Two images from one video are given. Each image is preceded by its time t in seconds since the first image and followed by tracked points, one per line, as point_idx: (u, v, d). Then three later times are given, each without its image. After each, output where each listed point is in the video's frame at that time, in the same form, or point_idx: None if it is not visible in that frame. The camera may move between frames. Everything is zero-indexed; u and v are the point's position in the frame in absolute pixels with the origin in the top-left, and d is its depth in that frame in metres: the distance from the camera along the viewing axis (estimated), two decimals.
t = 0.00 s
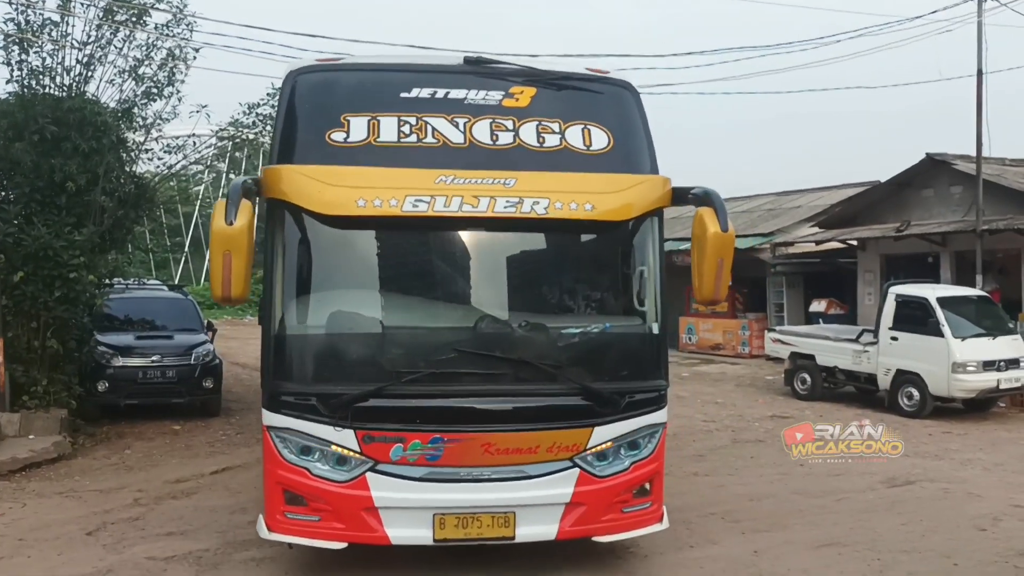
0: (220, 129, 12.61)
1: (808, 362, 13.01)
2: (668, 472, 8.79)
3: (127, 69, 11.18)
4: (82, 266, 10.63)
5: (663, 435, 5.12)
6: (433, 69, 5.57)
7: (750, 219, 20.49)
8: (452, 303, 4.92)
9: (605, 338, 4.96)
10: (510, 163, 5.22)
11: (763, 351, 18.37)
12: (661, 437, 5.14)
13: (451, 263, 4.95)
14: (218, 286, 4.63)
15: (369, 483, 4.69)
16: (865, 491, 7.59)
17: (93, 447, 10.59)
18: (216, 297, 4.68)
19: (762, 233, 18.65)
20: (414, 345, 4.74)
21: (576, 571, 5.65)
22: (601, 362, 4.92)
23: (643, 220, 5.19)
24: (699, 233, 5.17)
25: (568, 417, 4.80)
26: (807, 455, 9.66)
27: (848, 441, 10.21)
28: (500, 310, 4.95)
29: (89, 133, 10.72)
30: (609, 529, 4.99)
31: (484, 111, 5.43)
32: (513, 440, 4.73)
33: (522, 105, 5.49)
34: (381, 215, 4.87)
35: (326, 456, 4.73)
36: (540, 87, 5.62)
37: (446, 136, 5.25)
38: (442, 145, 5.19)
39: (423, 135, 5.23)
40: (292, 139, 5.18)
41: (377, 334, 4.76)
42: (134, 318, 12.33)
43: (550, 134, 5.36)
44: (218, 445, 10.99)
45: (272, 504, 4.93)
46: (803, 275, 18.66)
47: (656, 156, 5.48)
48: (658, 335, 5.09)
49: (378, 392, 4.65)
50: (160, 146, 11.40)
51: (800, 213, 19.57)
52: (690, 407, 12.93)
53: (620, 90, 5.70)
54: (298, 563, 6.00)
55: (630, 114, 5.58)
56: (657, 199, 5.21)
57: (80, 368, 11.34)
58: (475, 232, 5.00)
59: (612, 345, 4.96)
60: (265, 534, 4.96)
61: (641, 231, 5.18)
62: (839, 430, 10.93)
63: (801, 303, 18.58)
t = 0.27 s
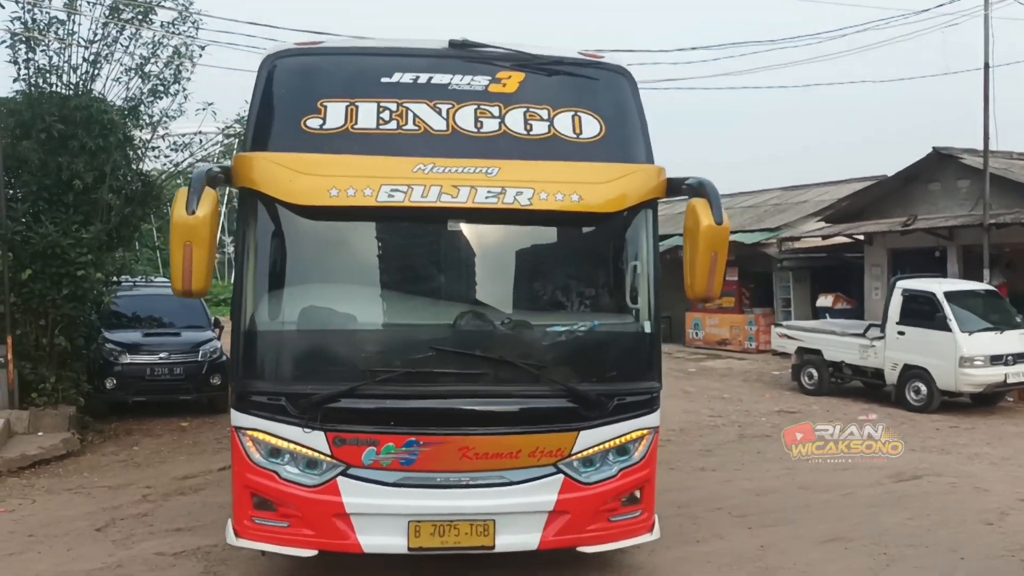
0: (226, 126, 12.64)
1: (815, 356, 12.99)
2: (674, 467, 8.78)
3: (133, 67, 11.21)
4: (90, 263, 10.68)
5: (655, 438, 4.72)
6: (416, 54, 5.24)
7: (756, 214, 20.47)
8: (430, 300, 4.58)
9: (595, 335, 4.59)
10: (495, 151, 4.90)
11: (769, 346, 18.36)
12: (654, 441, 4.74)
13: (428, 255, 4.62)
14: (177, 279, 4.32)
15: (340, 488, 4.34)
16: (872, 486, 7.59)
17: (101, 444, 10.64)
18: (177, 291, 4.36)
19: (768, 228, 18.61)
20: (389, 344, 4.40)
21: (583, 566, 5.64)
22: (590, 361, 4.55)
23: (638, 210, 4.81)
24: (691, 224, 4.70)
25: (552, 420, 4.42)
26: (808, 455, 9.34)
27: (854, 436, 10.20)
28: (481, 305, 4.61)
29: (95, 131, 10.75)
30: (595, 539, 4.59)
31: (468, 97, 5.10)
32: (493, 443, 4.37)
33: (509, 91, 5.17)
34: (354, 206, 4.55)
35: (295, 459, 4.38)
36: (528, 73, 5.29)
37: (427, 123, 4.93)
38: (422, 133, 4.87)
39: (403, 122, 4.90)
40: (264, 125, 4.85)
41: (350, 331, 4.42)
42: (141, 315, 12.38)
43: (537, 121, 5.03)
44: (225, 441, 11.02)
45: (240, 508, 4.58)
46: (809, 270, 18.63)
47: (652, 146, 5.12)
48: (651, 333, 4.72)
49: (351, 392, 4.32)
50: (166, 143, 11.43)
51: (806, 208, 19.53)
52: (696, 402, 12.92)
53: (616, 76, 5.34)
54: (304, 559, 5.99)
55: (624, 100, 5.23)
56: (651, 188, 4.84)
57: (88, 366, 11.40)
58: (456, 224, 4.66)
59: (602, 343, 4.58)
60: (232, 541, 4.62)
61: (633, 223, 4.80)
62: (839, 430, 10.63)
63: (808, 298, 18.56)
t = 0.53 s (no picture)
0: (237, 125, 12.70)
1: (827, 353, 12.98)
2: (684, 463, 8.79)
3: (145, 67, 11.28)
4: (104, 262, 10.76)
5: (648, 443, 4.38)
6: (398, 38, 4.94)
7: (767, 210, 20.45)
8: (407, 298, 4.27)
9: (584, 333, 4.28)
10: (478, 141, 4.61)
11: (780, 342, 18.33)
12: (645, 448, 4.39)
13: (400, 251, 4.31)
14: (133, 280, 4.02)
15: (309, 496, 4.04)
16: (883, 482, 7.59)
17: (116, 441, 10.73)
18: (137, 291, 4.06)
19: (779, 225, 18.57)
20: (363, 345, 4.11)
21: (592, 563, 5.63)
22: (577, 363, 4.23)
23: (630, 202, 4.44)
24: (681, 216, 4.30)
25: (535, 423, 4.11)
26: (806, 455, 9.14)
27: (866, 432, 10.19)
28: (461, 303, 4.29)
29: (108, 130, 10.81)
30: (582, 552, 4.22)
31: (451, 84, 4.81)
32: (471, 449, 4.06)
33: (494, 78, 4.87)
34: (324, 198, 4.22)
35: (264, 465, 4.09)
36: (516, 58, 4.99)
37: (406, 112, 4.63)
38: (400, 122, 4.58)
39: (381, 111, 4.61)
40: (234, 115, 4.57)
41: (323, 332, 4.13)
42: (155, 313, 12.47)
43: (523, 109, 4.74)
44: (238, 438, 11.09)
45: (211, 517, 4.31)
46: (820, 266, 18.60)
47: (645, 135, 4.80)
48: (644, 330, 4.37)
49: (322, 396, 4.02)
50: (178, 143, 11.50)
51: (817, 204, 19.50)
52: (708, 398, 12.92)
53: (608, 61, 5.02)
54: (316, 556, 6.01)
55: (617, 86, 4.92)
56: (645, 179, 4.46)
57: (102, 364, 11.49)
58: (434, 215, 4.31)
59: (591, 344, 4.26)
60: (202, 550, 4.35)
61: (626, 215, 4.44)
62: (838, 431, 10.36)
63: (819, 294, 18.53)
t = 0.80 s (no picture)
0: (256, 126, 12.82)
1: (845, 352, 12.93)
2: (701, 462, 8.78)
3: (166, 70, 11.41)
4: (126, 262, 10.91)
5: (640, 448, 3.93)
6: (375, 26, 4.48)
7: (784, 209, 20.40)
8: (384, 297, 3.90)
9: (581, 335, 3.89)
10: (458, 131, 4.14)
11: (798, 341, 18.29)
12: (637, 454, 3.92)
13: (392, 242, 3.92)
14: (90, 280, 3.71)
15: (280, 508, 3.64)
16: (901, 480, 7.58)
17: (138, 439, 10.86)
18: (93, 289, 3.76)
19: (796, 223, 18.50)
20: (335, 348, 3.74)
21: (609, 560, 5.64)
22: (569, 366, 3.83)
23: (623, 193, 4.02)
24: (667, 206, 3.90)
25: (520, 431, 3.69)
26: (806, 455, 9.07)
27: (884, 431, 10.15)
28: (440, 303, 3.88)
29: (130, 132, 10.94)
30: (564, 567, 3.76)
31: (432, 73, 4.34)
32: (450, 457, 3.64)
33: (478, 66, 4.39)
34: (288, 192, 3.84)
35: (234, 474, 3.69)
36: (502, 45, 4.50)
37: (380, 103, 4.18)
38: (372, 114, 4.13)
39: (356, 102, 4.17)
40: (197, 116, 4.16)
41: (294, 333, 3.76)
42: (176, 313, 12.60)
43: (507, 97, 4.26)
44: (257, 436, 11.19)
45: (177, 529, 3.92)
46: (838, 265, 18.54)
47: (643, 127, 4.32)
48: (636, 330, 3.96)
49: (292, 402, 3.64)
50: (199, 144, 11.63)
51: (835, 202, 19.42)
52: (725, 397, 12.90)
53: (602, 48, 4.51)
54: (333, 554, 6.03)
55: (613, 75, 4.42)
56: (634, 167, 4.04)
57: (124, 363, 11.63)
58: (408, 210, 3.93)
59: (586, 344, 3.88)
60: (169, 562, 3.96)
61: (616, 208, 4.02)
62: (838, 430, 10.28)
63: (837, 292, 18.47)
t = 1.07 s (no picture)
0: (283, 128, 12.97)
1: (872, 349, 12.85)
2: (725, 460, 8.76)
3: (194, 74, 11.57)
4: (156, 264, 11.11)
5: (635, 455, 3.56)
6: (351, 17, 4.26)
7: (810, 206, 20.30)
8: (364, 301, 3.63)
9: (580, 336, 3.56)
10: (438, 125, 3.89)
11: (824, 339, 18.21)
12: (632, 461, 3.55)
13: (410, 245, 3.67)
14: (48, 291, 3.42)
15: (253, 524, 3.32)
16: (928, 478, 7.54)
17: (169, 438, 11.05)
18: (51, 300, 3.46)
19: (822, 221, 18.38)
20: (310, 354, 3.44)
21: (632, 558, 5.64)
22: (562, 372, 3.50)
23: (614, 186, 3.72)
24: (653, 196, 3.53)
25: (507, 439, 3.35)
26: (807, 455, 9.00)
27: (911, 429, 10.08)
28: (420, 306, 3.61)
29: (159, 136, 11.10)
30: None
31: (410, 65, 4.11)
32: (431, 467, 3.30)
33: (458, 55, 4.15)
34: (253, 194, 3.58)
35: (208, 488, 3.38)
36: (485, 33, 4.25)
37: (355, 97, 3.95)
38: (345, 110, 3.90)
39: (331, 97, 3.95)
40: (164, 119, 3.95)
41: (267, 339, 3.47)
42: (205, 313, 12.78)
43: (489, 88, 4.00)
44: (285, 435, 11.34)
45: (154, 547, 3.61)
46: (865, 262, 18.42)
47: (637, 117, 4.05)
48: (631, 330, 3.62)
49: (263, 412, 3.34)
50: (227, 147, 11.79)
51: (862, 199, 19.29)
52: (750, 395, 12.87)
53: (588, 31, 4.26)
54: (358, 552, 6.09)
55: (602, 60, 4.16)
56: (627, 159, 3.73)
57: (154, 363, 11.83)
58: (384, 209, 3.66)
59: (583, 346, 3.55)
60: None
61: (606, 201, 3.71)
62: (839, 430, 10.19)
63: (864, 290, 18.36)
